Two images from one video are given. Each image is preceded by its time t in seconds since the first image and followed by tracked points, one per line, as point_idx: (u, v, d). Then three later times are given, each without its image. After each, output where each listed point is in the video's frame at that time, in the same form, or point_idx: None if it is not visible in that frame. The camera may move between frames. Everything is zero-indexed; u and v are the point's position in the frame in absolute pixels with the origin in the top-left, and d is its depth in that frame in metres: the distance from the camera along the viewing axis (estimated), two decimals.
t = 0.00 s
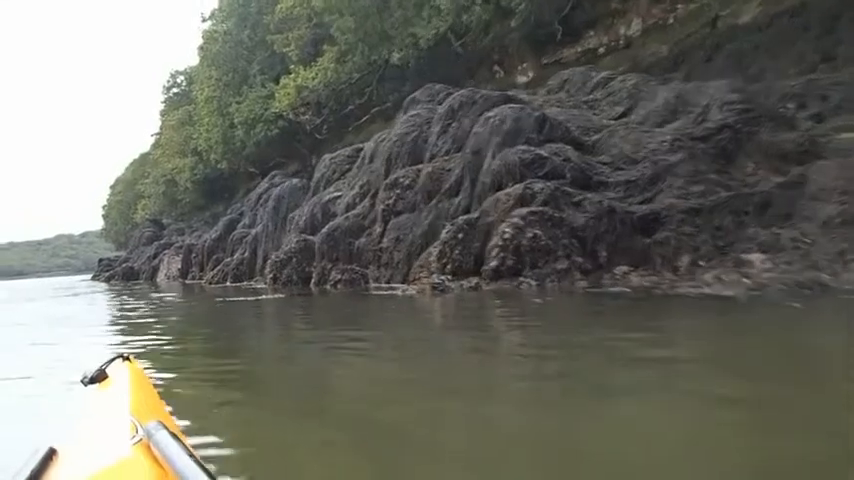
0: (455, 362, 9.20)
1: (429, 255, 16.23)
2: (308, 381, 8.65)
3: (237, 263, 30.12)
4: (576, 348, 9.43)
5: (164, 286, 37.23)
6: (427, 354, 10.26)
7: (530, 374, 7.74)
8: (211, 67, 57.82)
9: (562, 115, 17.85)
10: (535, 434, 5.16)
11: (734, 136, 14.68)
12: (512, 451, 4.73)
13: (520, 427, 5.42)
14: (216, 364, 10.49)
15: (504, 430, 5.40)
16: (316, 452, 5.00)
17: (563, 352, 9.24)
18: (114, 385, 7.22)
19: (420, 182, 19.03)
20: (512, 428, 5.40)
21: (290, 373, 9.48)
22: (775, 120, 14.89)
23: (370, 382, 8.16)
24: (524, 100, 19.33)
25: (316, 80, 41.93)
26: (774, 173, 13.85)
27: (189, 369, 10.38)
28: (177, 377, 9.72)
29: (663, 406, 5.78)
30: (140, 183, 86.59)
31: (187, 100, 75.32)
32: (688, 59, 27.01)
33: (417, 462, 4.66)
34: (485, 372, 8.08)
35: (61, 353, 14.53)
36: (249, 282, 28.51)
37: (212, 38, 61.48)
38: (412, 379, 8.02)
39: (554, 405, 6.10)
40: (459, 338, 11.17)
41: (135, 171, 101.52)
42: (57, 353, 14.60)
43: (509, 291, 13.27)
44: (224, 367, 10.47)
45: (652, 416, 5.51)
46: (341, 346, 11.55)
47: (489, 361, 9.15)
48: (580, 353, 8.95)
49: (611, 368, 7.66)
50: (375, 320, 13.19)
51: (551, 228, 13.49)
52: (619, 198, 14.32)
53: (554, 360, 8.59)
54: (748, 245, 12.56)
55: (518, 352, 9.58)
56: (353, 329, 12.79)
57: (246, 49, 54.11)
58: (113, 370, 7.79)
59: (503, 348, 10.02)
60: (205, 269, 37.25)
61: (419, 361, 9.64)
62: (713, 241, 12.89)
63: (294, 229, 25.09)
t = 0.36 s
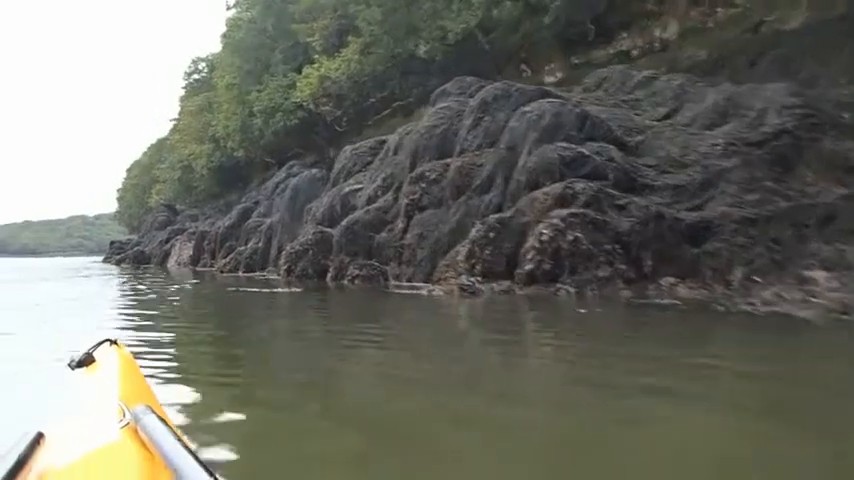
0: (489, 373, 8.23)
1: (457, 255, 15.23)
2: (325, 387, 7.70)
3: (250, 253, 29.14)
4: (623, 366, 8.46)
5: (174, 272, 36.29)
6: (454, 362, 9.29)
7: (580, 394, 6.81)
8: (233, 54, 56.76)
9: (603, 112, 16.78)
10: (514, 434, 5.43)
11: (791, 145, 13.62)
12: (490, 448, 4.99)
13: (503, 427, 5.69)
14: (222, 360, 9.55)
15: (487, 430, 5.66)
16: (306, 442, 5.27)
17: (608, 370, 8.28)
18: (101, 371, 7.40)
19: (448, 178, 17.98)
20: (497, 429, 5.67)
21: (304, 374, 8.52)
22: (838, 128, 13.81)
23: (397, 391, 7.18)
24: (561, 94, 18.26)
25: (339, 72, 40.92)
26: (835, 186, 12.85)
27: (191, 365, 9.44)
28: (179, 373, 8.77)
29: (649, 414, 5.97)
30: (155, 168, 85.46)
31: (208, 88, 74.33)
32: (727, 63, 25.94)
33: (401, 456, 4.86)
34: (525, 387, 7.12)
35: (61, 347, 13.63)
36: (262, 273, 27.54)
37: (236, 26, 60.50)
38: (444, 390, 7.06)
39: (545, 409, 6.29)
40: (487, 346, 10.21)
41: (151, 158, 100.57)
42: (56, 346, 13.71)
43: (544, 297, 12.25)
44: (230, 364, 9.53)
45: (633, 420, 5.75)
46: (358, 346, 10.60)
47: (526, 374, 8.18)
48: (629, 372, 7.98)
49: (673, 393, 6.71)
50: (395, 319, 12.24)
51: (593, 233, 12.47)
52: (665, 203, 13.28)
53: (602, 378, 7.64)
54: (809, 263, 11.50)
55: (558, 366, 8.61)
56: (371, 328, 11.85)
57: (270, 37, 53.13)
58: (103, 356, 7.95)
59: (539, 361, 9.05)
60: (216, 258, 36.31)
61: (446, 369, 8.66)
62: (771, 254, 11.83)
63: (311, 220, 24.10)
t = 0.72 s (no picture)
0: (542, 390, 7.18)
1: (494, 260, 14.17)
2: (355, 400, 6.65)
3: (270, 253, 28.14)
4: (693, 385, 7.40)
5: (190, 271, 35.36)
6: (499, 374, 8.26)
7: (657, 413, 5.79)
8: (254, 52, 55.82)
9: (650, 109, 15.72)
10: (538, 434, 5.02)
11: None
12: (528, 460, 4.47)
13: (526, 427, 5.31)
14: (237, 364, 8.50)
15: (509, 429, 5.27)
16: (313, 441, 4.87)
17: (677, 389, 7.22)
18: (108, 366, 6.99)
19: (483, 177, 16.93)
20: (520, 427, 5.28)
21: (329, 383, 7.47)
22: None
23: (442, 408, 6.14)
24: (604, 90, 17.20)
25: (363, 69, 39.93)
26: None
27: (202, 371, 8.40)
28: (188, 380, 7.73)
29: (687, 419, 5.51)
30: (173, 166, 84.53)
31: (228, 84, 73.41)
32: (772, 64, 24.80)
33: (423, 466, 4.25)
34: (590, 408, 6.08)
35: (66, 346, 12.63)
36: (282, 273, 26.55)
37: (258, 22, 59.56)
38: (495, 406, 6.02)
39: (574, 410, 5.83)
40: (530, 357, 9.16)
41: (170, 155, 99.75)
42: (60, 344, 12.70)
43: (592, 307, 11.19)
44: (247, 369, 8.49)
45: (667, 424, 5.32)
46: (388, 353, 9.55)
47: (584, 393, 7.14)
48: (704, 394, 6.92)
49: (771, 416, 5.70)
50: (426, 327, 11.20)
51: (648, 237, 11.41)
52: (724, 207, 12.20)
53: (676, 401, 6.59)
54: None
55: (617, 383, 7.55)
56: (400, 335, 10.81)
57: (292, 33, 52.14)
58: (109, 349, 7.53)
59: (594, 376, 7.99)
60: (233, 257, 35.35)
61: (489, 382, 7.61)
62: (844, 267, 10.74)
63: (334, 220, 23.10)
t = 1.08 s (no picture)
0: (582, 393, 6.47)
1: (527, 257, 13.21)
2: (391, 414, 5.71)
3: (284, 256, 27.22)
4: (764, 387, 6.49)
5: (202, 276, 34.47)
6: (550, 381, 7.33)
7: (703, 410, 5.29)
8: (263, 52, 54.86)
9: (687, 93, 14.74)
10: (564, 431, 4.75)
11: None
12: None
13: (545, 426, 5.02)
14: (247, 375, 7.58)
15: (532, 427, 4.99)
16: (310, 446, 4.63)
17: (756, 395, 6.29)
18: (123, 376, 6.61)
19: (509, 170, 16.02)
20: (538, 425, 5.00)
21: (349, 392, 6.56)
22: None
23: (490, 417, 5.27)
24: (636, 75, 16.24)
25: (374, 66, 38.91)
26: None
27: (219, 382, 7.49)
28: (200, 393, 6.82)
29: (775, 428, 4.77)
30: (183, 171, 83.57)
31: (236, 87, 72.44)
32: (804, 49, 23.74)
33: None
34: (658, 413, 5.27)
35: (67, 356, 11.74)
36: (296, 277, 25.62)
37: (266, 23, 58.63)
38: (547, 416, 5.15)
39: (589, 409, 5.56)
40: (572, 360, 8.24)
41: (179, 160, 98.85)
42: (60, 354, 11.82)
43: (642, 307, 10.21)
44: (259, 380, 7.60)
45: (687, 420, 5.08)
46: (414, 360, 8.64)
47: (655, 401, 6.19)
48: (785, 398, 6.01)
49: None
50: (453, 332, 10.27)
51: (700, 230, 10.44)
52: (779, 195, 11.21)
53: (751, 402, 5.70)
54: None
55: (678, 386, 6.66)
56: (425, 340, 9.89)
57: (301, 33, 51.21)
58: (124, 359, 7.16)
59: (646, 378, 7.07)
60: (246, 261, 34.45)
61: (541, 391, 6.68)
62: None
63: (350, 220, 22.17)
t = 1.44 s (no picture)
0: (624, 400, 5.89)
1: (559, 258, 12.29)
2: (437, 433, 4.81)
3: (293, 255, 26.35)
4: None
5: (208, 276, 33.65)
6: (605, 391, 6.43)
7: (745, 419, 4.92)
8: (271, 47, 53.87)
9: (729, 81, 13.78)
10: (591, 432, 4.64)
11: None
12: None
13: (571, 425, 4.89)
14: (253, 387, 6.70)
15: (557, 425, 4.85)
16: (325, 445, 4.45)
17: None
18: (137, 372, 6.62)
19: (535, 163, 15.10)
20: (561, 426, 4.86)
21: (370, 405, 5.67)
22: None
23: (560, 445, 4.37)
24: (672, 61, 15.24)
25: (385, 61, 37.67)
26: None
27: (233, 397, 6.63)
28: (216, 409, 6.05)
29: None
30: (191, 168, 82.57)
31: (243, 84, 71.50)
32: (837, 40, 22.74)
33: None
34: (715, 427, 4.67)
35: (61, 363, 10.89)
36: (307, 276, 24.74)
37: (273, 18, 57.65)
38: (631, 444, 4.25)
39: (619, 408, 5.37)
40: (616, 369, 7.34)
41: (185, 159, 97.97)
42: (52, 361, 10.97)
43: (697, 310, 9.26)
44: (268, 394, 6.72)
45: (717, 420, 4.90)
46: (439, 369, 7.75)
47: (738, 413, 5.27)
48: None
49: None
50: (479, 338, 9.38)
51: (757, 226, 9.51)
52: (842, 188, 10.25)
53: (843, 418, 4.82)
54: None
55: (748, 399, 5.75)
56: (449, 347, 9.00)
57: (309, 28, 50.30)
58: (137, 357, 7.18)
59: (710, 392, 6.16)
60: (254, 260, 33.56)
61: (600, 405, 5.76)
62: None
63: (363, 217, 21.26)
